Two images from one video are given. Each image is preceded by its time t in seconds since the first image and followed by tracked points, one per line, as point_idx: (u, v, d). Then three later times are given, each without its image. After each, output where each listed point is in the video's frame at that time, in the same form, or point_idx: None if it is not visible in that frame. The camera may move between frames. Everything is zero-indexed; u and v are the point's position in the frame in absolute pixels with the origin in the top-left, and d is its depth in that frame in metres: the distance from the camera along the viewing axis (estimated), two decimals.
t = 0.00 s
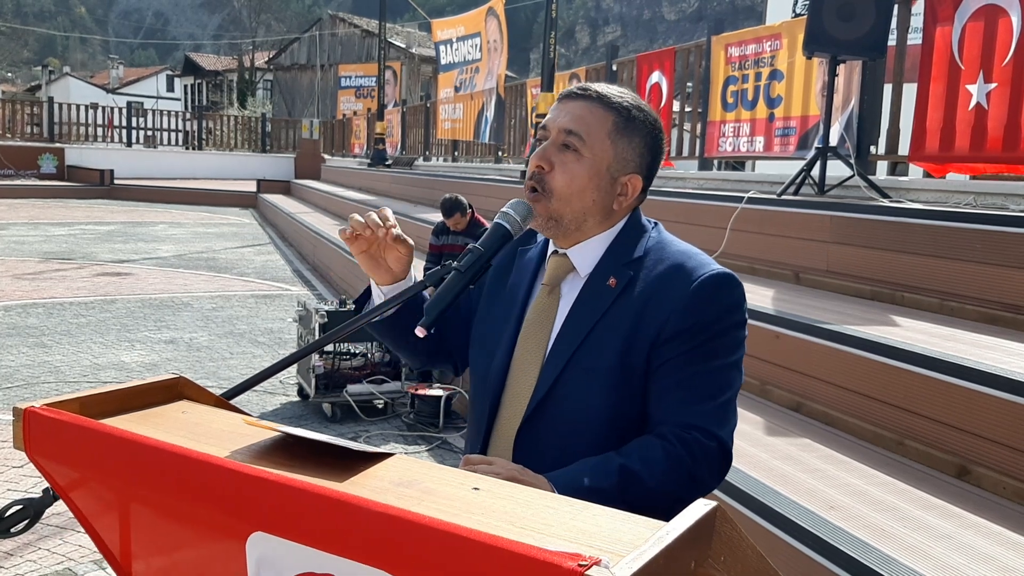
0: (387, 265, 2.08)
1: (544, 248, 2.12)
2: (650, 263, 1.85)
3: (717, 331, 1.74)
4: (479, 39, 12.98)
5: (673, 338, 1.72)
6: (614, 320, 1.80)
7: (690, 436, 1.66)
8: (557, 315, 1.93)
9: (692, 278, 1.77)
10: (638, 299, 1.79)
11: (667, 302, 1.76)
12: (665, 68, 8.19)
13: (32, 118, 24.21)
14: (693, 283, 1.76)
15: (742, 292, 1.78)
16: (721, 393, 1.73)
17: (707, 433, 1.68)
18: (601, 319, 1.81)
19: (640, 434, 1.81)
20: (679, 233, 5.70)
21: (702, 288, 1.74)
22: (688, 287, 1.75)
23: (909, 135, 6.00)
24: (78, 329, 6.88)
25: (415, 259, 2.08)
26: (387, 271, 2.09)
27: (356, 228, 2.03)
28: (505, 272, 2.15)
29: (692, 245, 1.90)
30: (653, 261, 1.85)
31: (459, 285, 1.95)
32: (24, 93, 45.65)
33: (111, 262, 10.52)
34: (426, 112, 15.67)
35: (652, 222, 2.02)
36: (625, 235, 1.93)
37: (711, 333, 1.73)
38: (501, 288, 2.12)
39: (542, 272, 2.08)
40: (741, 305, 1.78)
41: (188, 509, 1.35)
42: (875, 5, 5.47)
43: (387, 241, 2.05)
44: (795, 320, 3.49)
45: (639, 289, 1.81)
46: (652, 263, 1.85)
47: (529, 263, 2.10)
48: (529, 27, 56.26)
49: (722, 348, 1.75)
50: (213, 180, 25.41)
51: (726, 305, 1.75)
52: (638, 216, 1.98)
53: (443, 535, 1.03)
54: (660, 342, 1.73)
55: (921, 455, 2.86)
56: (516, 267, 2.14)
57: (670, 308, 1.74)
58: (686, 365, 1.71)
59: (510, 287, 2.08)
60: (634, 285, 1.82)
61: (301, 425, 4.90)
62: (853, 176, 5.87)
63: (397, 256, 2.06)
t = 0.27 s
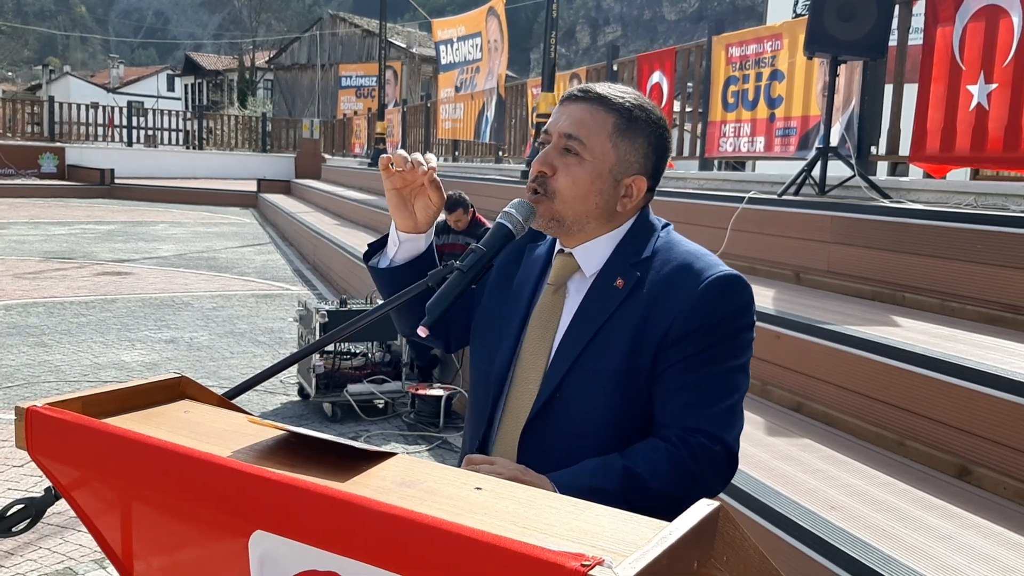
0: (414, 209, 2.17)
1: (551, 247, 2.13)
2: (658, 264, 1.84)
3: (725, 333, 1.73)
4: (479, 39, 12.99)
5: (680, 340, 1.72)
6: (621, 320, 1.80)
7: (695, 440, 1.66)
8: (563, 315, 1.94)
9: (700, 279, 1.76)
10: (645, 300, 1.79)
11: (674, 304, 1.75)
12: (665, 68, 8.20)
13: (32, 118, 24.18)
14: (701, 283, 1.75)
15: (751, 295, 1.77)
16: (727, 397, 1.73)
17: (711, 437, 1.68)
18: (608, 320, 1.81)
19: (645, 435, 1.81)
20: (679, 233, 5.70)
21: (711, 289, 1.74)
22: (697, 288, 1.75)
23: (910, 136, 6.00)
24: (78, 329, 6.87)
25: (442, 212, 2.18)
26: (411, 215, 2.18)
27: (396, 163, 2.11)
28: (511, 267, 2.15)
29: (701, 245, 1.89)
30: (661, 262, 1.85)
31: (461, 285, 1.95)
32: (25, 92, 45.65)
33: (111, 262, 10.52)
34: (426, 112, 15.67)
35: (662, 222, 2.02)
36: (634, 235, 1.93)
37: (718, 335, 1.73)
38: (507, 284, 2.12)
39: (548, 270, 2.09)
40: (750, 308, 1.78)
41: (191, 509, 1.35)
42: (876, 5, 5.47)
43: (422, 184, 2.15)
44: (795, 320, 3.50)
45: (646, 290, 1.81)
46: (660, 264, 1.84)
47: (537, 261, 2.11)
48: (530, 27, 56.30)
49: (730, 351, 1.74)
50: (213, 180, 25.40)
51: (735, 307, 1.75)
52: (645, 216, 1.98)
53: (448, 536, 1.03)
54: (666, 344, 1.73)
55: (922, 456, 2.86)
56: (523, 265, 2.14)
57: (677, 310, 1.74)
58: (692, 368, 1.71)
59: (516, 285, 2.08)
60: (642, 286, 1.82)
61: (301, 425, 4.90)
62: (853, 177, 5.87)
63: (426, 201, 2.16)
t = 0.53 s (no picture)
0: (425, 192, 2.19)
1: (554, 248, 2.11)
2: (661, 265, 1.83)
3: (728, 335, 1.72)
4: (479, 39, 12.98)
5: (682, 342, 1.71)
6: (623, 321, 1.80)
7: (696, 443, 1.65)
8: (565, 316, 1.94)
9: (703, 280, 1.75)
10: (648, 302, 1.79)
11: (676, 306, 1.75)
12: (665, 68, 8.20)
13: (32, 118, 24.16)
14: (704, 284, 1.74)
15: (755, 296, 1.76)
16: (731, 399, 1.71)
17: (714, 441, 1.67)
18: (611, 321, 1.81)
19: (649, 438, 1.80)
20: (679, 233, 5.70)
21: (713, 290, 1.72)
22: (699, 290, 1.74)
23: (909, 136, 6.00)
24: (78, 329, 6.86)
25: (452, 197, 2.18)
26: (421, 196, 2.20)
27: (413, 143, 2.15)
28: (513, 265, 2.14)
29: (705, 246, 1.88)
30: (664, 263, 1.84)
31: (459, 285, 1.94)
32: (24, 92, 45.63)
33: (110, 262, 10.50)
34: (426, 112, 15.66)
35: (668, 222, 2.01)
36: (638, 236, 1.92)
37: (721, 337, 1.71)
38: (508, 281, 2.11)
39: (551, 270, 2.08)
40: (754, 310, 1.76)
41: (189, 508, 1.35)
42: (876, 5, 5.47)
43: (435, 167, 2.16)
44: (795, 320, 3.49)
45: (649, 291, 1.80)
46: (663, 265, 1.83)
47: (540, 260, 2.10)
48: (529, 27, 56.30)
49: (734, 353, 1.73)
50: (213, 180, 25.38)
51: (738, 309, 1.73)
52: (649, 216, 1.97)
53: (446, 536, 1.03)
54: (668, 346, 1.73)
55: (921, 456, 2.86)
56: (525, 264, 2.12)
57: (679, 311, 1.73)
58: (694, 370, 1.70)
59: (517, 284, 2.07)
60: (644, 287, 1.82)
61: (300, 425, 4.89)
62: (853, 177, 5.87)
63: (437, 184, 2.18)
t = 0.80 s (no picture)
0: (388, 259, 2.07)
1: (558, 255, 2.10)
2: (661, 270, 1.83)
3: (727, 339, 1.72)
4: (479, 39, 12.97)
5: (681, 348, 1.71)
6: (624, 327, 1.80)
7: (696, 449, 1.65)
8: (568, 320, 1.94)
9: (703, 286, 1.75)
10: (648, 308, 1.79)
11: (675, 311, 1.75)
12: (665, 69, 8.19)
13: (32, 118, 24.15)
14: (703, 289, 1.74)
15: (755, 300, 1.76)
16: (731, 404, 1.70)
17: (714, 445, 1.67)
18: (611, 327, 1.81)
19: (650, 442, 1.80)
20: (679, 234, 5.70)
21: (712, 295, 1.72)
22: (698, 295, 1.74)
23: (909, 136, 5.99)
24: (77, 329, 6.86)
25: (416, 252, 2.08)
26: (386, 264, 2.08)
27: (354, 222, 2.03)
28: (521, 277, 2.14)
29: (707, 250, 1.88)
30: (664, 267, 1.84)
31: (458, 285, 1.94)
32: (24, 92, 45.64)
33: (110, 262, 10.50)
34: (426, 113, 15.65)
35: (670, 226, 2.00)
36: (640, 241, 1.92)
37: (721, 341, 1.71)
38: (517, 292, 2.10)
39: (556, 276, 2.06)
40: (754, 314, 1.76)
41: (188, 508, 1.34)
42: (875, 5, 5.48)
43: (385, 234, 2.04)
44: (794, 320, 3.49)
45: (649, 297, 1.81)
46: (663, 270, 1.83)
47: (545, 267, 2.09)
48: (529, 27, 56.30)
49: (735, 358, 1.73)
50: (213, 180, 25.38)
51: (737, 314, 1.73)
52: (651, 220, 1.96)
53: (444, 536, 1.03)
54: (668, 352, 1.73)
55: (921, 456, 2.86)
56: (534, 272, 2.11)
57: (678, 317, 1.73)
58: (694, 375, 1.70)
59: (527, 294, 2.06)
60: (644, 293, 1.82)
61: (300, 425, 4.89)
62: (853, 177, 5.86)
63: (396, 248, 2.06)
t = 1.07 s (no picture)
0: (391, 267, 2.06)
1: (562, 255, 2.10)
2: (662, 270, 1.83)
3: (728, 340, 1.72)
4: (479, 39, 12.96)
5: (682, 349, 1.71)
6: (625, 328, 1.80)
7: (697, 450, 1.65)
8: (571, 320, 1.94)
9: (703, 286, 1.75)
10: (649, 308, 1.79)
11: (676, 312, 1.74)
12: (665, 69, 8.19)
13: (31, 118, 24.16)
14: (704, 290, 1.74)
15: (757, 300, 1.75)
16: (732, 404, 1.70)
17: (714, 446, 1.67)
18: (612, 328, 1.81)
19: (651, 443, 1.80)
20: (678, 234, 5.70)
21: (712, 296, 1.72)
22: (699, 295, 1.73)
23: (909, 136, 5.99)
24: (77, 330, 6.86)
25: (418, 260, 2.06)
26: (390, 272, 2.07)
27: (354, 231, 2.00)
28: (527, 278, 2.14)
29: (709, 250, 1.87)
30: (665, 268, 1.83)
31: (458, 285, 1.94)
32: (24, 93, 45.64)
33: (109, 263, 10.51)
34: (426, 113, 15.64)
35: (675, 226, 2.00)
36: (644, 240, 1.92)
37: (722, 342, 1.71)
38: (522, 294, 2.11)
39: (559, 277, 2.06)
40: (756, 314, 1.75)
41: (187, 508, 1.35)
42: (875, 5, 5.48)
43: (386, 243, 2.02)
44: (793, 320, 3.49)
45: (650, 297, 1.80)
46: (665, 270, 1.83)
47: (549, 268, 2.09)
48: (529, 28, 56.29)
49: (736, 359, 1.72)
50: (212, 181, 25.38)
51: (738, 314, 1.73)
52: (656, 219, 1.96)
53: (444, 536, 1.02)
54: (668, 353, 1.73)
55: (921, 456, 2.86)
56: (538, 274, 2.12)
57: (679, 318, 1.73)
58: (695, 376, 1.70)
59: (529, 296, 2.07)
60: (646, 293, 1.81)
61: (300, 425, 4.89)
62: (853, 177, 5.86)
63: (399, 257, 2.04)
